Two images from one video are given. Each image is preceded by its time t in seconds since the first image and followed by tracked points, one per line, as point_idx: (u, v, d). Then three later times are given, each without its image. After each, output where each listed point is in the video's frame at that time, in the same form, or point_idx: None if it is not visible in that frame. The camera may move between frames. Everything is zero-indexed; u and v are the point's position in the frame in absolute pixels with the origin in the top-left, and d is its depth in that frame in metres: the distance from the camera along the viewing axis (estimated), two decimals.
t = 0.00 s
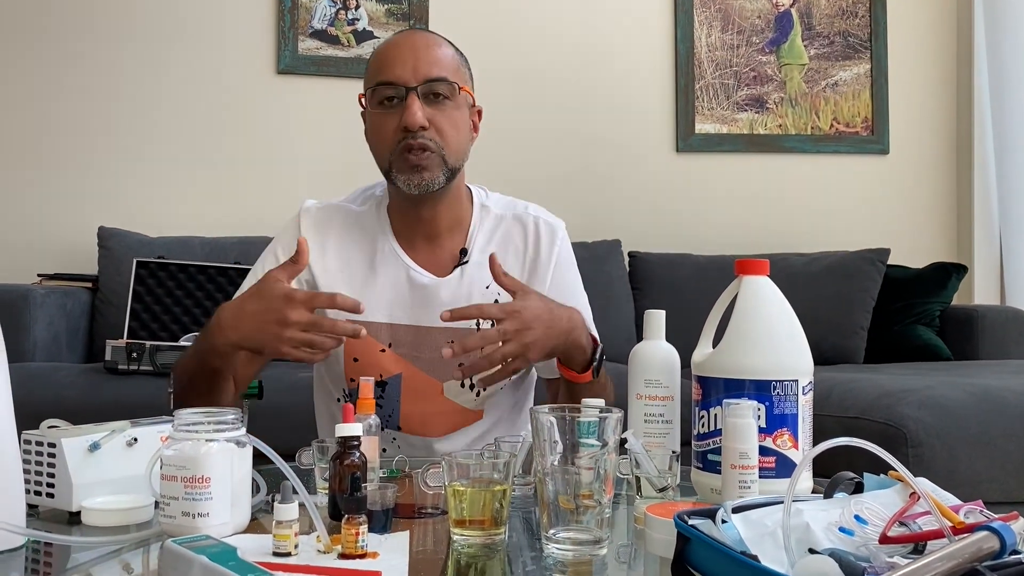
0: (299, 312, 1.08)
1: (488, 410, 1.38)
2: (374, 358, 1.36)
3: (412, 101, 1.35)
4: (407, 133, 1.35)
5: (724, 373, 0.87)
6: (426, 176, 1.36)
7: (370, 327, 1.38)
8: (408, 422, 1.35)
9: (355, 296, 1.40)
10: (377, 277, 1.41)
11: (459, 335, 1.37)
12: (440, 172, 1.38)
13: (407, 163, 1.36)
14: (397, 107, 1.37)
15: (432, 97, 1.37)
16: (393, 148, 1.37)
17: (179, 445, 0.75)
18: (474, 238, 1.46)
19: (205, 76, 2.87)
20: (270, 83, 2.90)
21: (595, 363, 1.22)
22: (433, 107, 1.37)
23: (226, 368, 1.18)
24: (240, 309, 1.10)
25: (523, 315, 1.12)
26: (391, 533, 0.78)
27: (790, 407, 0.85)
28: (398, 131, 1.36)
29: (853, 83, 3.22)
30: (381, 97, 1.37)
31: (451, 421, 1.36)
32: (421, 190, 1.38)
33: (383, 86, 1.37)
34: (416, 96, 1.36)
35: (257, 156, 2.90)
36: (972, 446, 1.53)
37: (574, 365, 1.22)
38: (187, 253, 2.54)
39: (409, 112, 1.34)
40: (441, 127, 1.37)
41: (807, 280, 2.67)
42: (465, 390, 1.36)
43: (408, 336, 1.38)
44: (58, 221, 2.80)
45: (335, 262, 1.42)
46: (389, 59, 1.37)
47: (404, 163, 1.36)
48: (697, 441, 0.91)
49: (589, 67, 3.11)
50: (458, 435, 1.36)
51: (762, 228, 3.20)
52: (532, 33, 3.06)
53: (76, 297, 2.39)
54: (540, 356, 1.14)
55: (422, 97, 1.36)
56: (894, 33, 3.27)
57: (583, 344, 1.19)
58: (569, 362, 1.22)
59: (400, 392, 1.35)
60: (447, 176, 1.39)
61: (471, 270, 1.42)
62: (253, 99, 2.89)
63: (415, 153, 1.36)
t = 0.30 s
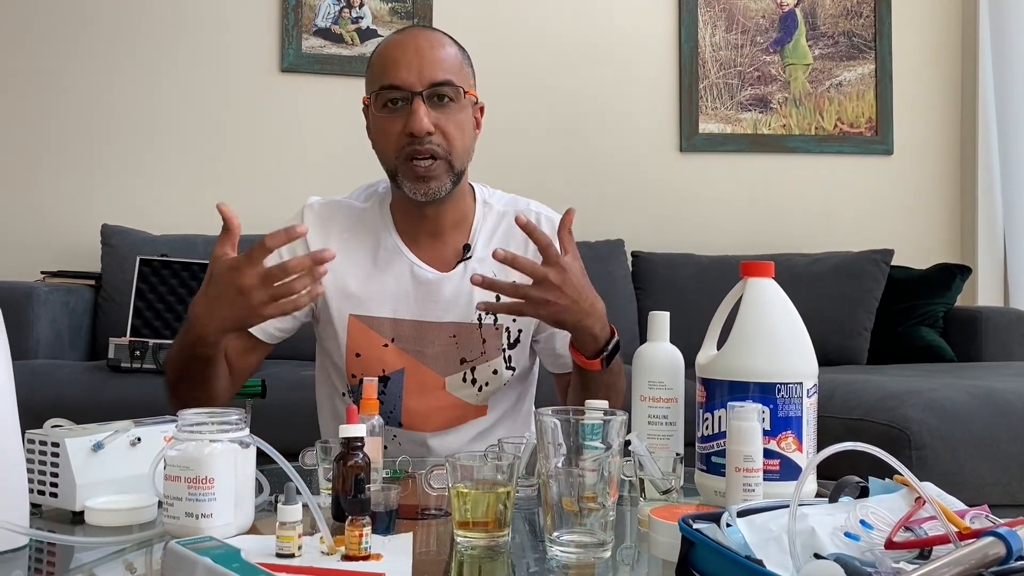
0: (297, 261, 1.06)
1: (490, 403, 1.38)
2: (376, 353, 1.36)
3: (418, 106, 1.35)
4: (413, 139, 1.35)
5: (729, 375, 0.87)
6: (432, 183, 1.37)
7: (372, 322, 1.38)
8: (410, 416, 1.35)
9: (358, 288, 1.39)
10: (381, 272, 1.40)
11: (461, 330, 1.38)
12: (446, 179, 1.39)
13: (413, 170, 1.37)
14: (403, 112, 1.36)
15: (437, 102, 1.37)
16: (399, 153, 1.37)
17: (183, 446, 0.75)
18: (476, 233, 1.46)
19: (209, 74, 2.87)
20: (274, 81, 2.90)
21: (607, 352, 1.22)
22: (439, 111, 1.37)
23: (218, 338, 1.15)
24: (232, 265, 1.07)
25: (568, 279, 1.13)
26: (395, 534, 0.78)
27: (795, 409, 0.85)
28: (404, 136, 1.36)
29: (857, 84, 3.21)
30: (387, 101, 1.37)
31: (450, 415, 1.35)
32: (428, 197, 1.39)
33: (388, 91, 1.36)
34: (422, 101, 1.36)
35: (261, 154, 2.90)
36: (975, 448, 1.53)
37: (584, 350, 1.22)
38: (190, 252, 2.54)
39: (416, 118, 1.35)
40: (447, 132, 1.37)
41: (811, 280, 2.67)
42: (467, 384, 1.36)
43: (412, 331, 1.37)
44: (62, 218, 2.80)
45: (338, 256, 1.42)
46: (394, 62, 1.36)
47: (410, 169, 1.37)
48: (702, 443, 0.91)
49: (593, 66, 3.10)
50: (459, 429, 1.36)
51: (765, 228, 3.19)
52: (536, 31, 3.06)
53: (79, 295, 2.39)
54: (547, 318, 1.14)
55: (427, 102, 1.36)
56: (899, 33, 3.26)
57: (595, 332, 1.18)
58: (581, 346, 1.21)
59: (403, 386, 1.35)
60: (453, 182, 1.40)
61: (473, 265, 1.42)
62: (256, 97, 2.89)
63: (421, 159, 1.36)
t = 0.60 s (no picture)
0: (297, 306, 1.06)
1: (489, 404, 1.38)
2: (376, 354, 1.35)
3: (409, 114, 1.35)
4: (403, 147, 1.35)
5: (731, 380, 0.86)
6: (425, 188, 1.38)
7: (373, 323, 1.37)
8: (409, 418, 1.34)
9: (359, 289, 1.39)
10: (382, 275, 1.40)
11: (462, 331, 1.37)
12: (438, 184, 1.39)
13: (406, 176, 1.37)
14: (394, 119, 1.36)
15: (428, 109, 1.36)
16: (391, 159, 1.37)
17: (183, 447, 0.75)
18: (476, 235, 1.45)
19: (212, 72, 2.87)
20: (276, 80, 2.90)
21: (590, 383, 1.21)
22: (431, 118, 1.36)
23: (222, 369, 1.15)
24: (237, 305, 1.08)
25: (552, 321, 1.14)
26: (395, 537, 0.78)
27: (797, 414, 0.84)
28: (395, 143, 1.36)
29: (861, 85, 3.21)
30: (379, 108, 1.37)
31: (449, 417, 1.35)
32: (419, 201, 1.39)
33: (380, 97, 1.36)
34: (413, 108, 1.35)
35: (263, 153, 2.90)
36: (977, 453, 1.53)
37: (570, 380, 1.21)
38: (192, 250, 2.54)
39: (405, 126, 1.34)
40: (438, 138, 1.37)
41: (813, 282, 2.66)
42: (466, 386, 1.36)
43: (412, 332, 1.37)
44: (64, 216, 2.80)
45: (338, 257, 1.42)
46: (386, 68, 1.35)
47: (403, 174, 1.37)
48: (703, 447, 0.90)
49: (596, 66, 3.10)
50: (458, 430, 1.36)
51: (768, 229, 3.19)
52: (539, 31, 3.05)
53: (81, 293, 2.40)
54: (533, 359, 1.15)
55: (419, 109, 1.35)
56: (903, 35, 3.25)
57: (580, 366, 1.18)
58: (565, 377, 1.21)
59: (402, 388, 1.35)
60: (445, 186, 1.40)
61: (474, 266, 1.42)
62: (259, 96, 2.89)
63: (412, 165, 1.36)
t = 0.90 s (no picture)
0: (312, 306, 1.05)
1: (489, 404, 1.38)
2: (377, 354, 1.35)
3: (417, 106, 1.35)
4: (411, 138, 1.35)
5: (734, 388, 0.86)
6: (431, 181, 1.36)
7: (374, 324, 1.37)
8: (410, 418, 1.34)
9: (360, 289, 1.39)
10: (382, 275, 1.40)
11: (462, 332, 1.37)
12: (444, 176, 1.38)
13: (412, 168, 1.36)
14: (402, 112, 1.37)
15: (436, 102, 1.37)
16: (397, 152, 1.37)
17: (184, 453, 0.74)
18: (477, 236, 1.45)
19: (215, 71, 2.87)
20: (280, 79, 2.90)
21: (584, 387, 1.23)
22: (438, 111, 1.37)
23: (234, 367, 1.15)
24: (251, 305, 1.08)
25: (542, 326, 1.13)
26: (396, 544, 0.78)
27: (800, 421, 0.84)
28: (402, 135, 1.36)
29: (864, 87, 3.20)
30: (386, 101, 1.37)
31: (450, 416, 1.35)
32: (425, 195, 1.37)
33: (388, 91, 1.37)
34: (421, 101, 1.36)
35: (266, 152, 2.90)
36: (979, 460, 1.52)
37: (565, 386, 1.23)
38: (194, 250, 2.54)
39: (414, 117, 1.35)
40: (445, 131, 1.37)
41: (816, 285, 2.66)
42: (467, 386, 1.36)
43: (414, 332, 1.37)
44: (67, 215, 2.81)
45: (338, 257, 1.41)
46: (394, 62, 1.36)
47: (409, 167, 1.36)
48: (705, 454, 0.90)
49: (600, 67, 3.09)
50: (459, 429, 1.36)
51: (771, 232, 3.18)
52: (543, 32, 3.05)
53: (83, 292, 2.40)
54: (527, 365, 1.14)
55: (426, 102, 1.36)
56: (908, 37, 3.25)
57: (574, 371, 1.20)
58: (561, 382, 1.22)
59: (403, 387, 1.35)
60: (451, 180, 1.39)
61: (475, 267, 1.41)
62: (262, 95, 2.89)
63: (419, 157, 1.36)
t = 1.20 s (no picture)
0: (322, 229, 1.06)
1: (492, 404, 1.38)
2: (379, 356, 1.35)
3: (423, 108, 1.35)
4: (416, 141, 1.35)
5: (737, 392, 0.86)
6: (436, 183, 1.36)
7: (377, 325, 1.37)
8: (414, 418, 1.35)
9: (363, 290, 1.38)
10: (385, 275, 1.39)
11: (465, 333, 1.37)
12: (449, 180, 1.38)
13: (417, 171, 1.36)
14: (407, 115, 1.36)
15: (441, 105, 1.37)
16: (402, 155, 1.36)
17: (185, 455, 0.74)
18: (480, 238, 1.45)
19: (219, 70, 2.87)
20: (283, 79, 2.90)
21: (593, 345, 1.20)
22: (443, 115, 1.37)
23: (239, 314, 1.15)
24: (258, 237, 1.08)
25: (554, 263, 1.13)
26: (398, 547, 0.78)
27: (804, 427, 0.83)
28: (407, 138, 1.35)
29: (868, 90, 3.19)
30: (390, 103, 1.37)
31: (454, 417, 1.35)
32: (431, 197, 1.38)
33: (392, 93, 1.37)
34: (426, 103, 1.36)
35: (268, 152, 2.90)
36: (982, 465, 1.52)
37: (571, 342, 1.20)
38: (197, 249, 2.54)
39: (419, 119, 1.34)
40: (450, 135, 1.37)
41: (818, 287, 2.65)
42: (470, 386, 1.36)
43: (416, 333, 1.36)
44: (69, 214, 2.81)
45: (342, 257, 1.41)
46: (398, 64, 1.37)
47: (414, 170, 1.36)
48: (709, 459, 0.90)
49: (603, 68, 3.09)
50: (464, 429, 1.36)
51: (774, 234, 3.18)
52: (546, 32, 3.04)
53: (85, 290, 2.40)
54: (535, 308, 1.12)
55: (431, 105, 1.36)
56: (912, 40, 3.24)
57: (580, 323, 1.17)
58: (567, 338, 1.20)
59: (406, 388, 1.35)
60: (455, 184, 1.39)
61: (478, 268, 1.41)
62: (265, 95, 2.89)
63: (424, 160, 1.35)
